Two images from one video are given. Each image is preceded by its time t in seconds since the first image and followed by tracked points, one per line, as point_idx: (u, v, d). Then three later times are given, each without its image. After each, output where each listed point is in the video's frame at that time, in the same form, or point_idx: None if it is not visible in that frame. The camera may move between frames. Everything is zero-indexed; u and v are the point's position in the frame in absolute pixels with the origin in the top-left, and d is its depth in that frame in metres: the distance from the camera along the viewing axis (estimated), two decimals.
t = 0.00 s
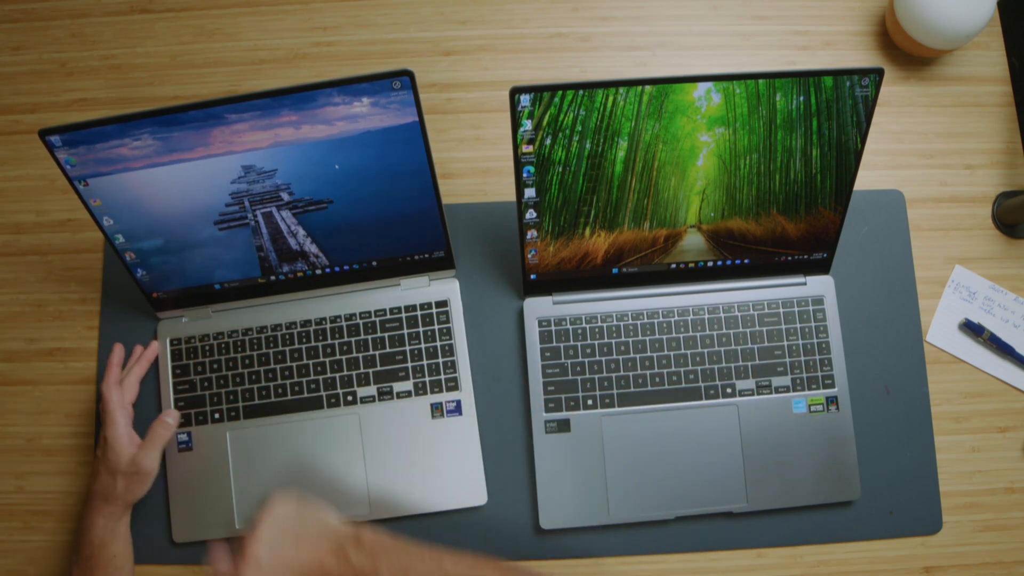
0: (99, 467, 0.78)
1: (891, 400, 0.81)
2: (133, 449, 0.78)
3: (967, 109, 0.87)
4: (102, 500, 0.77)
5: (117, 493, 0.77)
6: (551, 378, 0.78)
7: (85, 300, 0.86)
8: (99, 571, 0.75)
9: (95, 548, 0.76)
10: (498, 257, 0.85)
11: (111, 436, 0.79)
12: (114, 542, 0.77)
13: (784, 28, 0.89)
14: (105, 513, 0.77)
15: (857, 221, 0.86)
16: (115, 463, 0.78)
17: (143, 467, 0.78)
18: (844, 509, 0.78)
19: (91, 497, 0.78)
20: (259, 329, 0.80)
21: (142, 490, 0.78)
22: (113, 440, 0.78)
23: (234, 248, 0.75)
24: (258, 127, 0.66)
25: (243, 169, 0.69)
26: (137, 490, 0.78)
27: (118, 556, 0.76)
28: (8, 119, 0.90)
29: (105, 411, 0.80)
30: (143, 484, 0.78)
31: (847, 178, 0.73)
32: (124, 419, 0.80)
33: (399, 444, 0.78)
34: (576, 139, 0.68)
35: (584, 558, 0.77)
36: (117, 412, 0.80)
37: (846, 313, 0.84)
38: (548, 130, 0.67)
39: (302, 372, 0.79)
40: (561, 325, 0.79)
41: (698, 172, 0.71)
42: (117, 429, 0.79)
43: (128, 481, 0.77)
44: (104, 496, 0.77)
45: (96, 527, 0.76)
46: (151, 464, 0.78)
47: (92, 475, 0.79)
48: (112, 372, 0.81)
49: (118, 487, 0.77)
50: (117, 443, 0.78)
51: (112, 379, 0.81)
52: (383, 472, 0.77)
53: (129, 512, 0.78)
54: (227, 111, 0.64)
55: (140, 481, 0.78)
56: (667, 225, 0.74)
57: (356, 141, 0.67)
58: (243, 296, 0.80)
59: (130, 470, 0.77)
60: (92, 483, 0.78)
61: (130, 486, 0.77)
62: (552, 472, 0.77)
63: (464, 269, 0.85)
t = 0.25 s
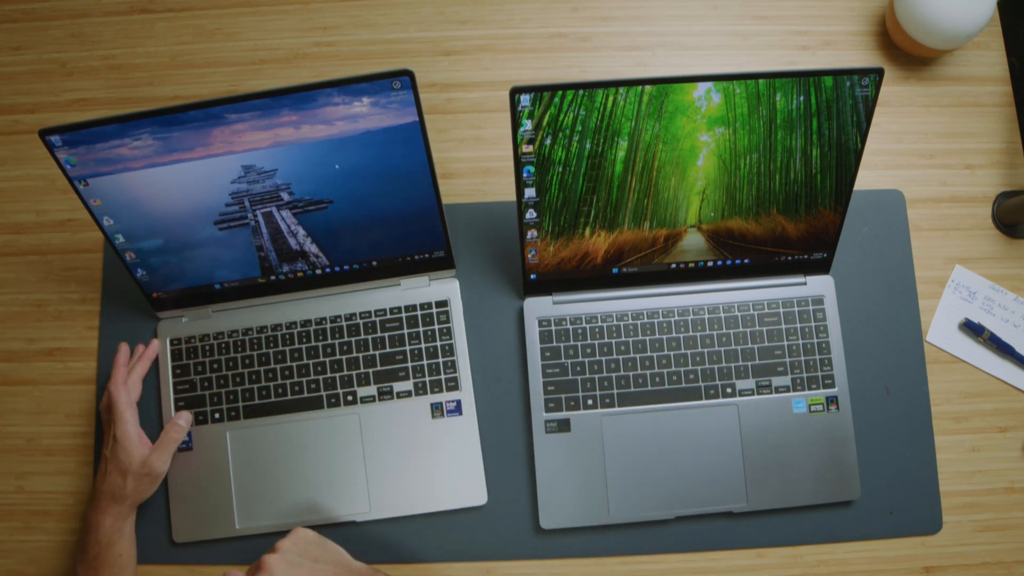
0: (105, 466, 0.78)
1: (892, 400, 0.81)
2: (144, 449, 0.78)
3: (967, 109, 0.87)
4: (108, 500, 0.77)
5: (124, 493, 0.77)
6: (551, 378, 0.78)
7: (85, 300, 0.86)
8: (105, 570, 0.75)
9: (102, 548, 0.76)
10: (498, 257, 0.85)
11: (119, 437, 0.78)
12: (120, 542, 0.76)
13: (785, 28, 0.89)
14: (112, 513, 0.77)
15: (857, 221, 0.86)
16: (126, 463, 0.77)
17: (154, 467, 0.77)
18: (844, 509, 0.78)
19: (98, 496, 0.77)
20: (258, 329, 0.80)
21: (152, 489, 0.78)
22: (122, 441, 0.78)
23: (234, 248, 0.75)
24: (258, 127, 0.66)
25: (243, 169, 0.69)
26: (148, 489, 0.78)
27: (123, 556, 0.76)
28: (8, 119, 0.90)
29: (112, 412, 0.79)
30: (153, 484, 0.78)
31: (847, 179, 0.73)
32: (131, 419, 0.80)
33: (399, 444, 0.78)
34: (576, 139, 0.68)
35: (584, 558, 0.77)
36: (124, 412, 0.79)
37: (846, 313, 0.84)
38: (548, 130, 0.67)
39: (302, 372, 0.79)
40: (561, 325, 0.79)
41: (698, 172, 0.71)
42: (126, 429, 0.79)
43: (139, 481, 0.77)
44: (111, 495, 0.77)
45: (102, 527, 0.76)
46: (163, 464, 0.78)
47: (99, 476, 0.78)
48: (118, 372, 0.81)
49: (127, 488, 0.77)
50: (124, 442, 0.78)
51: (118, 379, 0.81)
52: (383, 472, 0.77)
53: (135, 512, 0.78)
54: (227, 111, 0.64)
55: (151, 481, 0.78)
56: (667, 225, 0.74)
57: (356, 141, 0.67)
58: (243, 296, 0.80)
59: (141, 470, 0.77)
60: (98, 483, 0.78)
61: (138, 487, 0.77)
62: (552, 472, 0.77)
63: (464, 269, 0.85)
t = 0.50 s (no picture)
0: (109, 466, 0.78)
1: (892, 400, 0.81)
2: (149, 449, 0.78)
3: (968, 109, 0.87)
4: (112, 500, 0.77)
5: (129, 493, 0.77)
6: (551, 378, 0.78)
7: (85, 300, 0.86)
8: (108, 570, 0.75)
9: (105, 548, 0.76)
10: (498, 257, 0.85)
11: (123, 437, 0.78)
12: (123, 541, 0.77)
13: (784, 28, 0.89)
14: (116, 513, 0.76)
15: (857, 221, 0.86)
16: (131, 463, 0.77)
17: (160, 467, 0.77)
18: (844, 509, 0.78)
19: (101, 496, 0.77)
20: (258, 330, 0.80)
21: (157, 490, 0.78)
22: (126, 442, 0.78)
23: (234, 248, 0.75)
24: (258, 127, 0.66)
25: (243, 169, 0.69)
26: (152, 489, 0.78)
27: (127, 556, 0.76)
28: (8, 119, 0.90)
29: (116, 413, 0.79)
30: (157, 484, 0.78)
31: (847, 178, 0.73)
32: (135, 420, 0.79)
33: (399, 444, 0.78)
34: (576, 139, 0.68)
35: (584, 558, 0.77)
36: (128, 412, 0.79)
37: (847, 314, 0.84)
38: (548, 130, 0.67)
39: (302, 372, 0.79)
40: (561, 325, 0.79)
41: (698, 172, 0.71)
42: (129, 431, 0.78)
43: (145, 481, 0.77)
44: (115, 496, 0.77)
45: (106, 527, 0.76)
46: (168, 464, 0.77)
47: (102, 476, 0.78)
48: (121, 372, 0.81)
49: (133, 489, 0.77)
50: (127, 443, 0.78)
51: (121, 379, 0.80)
52: (383, 472, 0.77)
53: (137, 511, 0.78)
54: (227, 111, 0.64)
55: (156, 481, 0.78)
56: (667, 225, 0.74)
57: (357, 141, 0.67)
58: (243, 296, 0.80)
59: (146, 471, 0.77)
60: (101, 483, 0.77)
61: (144, 487, 0.77)
62: (552, 472, 0.77)
63: (464, 269, 0.85)
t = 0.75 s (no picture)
0: (113, 465, 0.77)
1: (892, 400, 0.81)
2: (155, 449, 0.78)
3: (968, 109, 0.87)
4: (117, 499, 0.77)
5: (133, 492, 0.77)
6: (551, 378, 0.78)
7: (85, 300, 0.86)
8: (113, 570, 0.75)
9: (110, 548, 0.76)
10: (498, 257, 0.85)
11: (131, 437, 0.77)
12: (127, 541, 0.77)
13: (785, 28, 0.89)
14: (119, 512, 0.77)
15: (857, 221, 0.86)
16: (136, 463, 0.77)
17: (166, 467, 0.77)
18: (844, 509, 0.78)
19: (104, 496, 0.77)
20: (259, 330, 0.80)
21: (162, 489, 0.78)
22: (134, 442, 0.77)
23: (234, 247, 0.75)
24: (258, 127, 0.66)
25: (243, 169, 0.69)
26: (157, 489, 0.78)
27: (131, 556, 0.76)
28: (8, 119, 0.90)
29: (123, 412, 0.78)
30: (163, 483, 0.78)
31: (847, 178, 0.73)
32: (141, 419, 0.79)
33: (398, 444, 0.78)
34: (576, 139, 0.68)
35: (583, 558, 0.77)
36: (134, 411, 0.78)
37: (847, 314, 0.84)
38: (548, 130, 0.67)
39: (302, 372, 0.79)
40: (561, 325, 0.79)
41: (698, 172, 0.71)
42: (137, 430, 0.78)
43: (150, 481, 0.77)
44: (119, 495, 0.77)
45: (110, 527, 0.76)
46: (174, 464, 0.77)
47: (106, 475, 0.77)
48: (129, 371, 0.80)
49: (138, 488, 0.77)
50: (134, 443, 0.77)
51: (129, 378, 0.80)
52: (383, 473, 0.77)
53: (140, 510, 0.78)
54: (227, 111, 0.64)
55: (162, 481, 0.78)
56: (667, 225, 0.74)
57: (357, 141, 0.67)
58: (243, 296, 0.80)
59: (152, 471, 0.77)
60: (105, 483, 0.77)
61: (149, 486, 0.77)
62: (552, 472, 0.77)
63: (464, 269, 0.85)
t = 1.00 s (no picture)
0: (114, 465, 0.77)
1: (891, 400, 0.81)
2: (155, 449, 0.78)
3: (968, 109, 0.87)
4: (116, 499, 0.77)
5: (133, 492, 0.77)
6: (551, 378, 0.78)
7: (85, 300, 0.86)
8: (111, 570, 0.75)
9: (109, 548, 0.76)
10: (498, 257, 0.85)
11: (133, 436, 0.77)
12: (126, 541, 0.77)
13: (784, 28, 0.89)
14: (119, 512, 0.76)
15: (857, 221, 0.86)
16: (136, 463, 0.77)
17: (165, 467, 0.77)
18: (844, 509, 0.78)
19: (104, 496, 0.77)
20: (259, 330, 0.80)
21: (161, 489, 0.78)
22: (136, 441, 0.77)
23: (234, 247, 0.75)
24: (258, 128, 0.66)
25: (243, 169, 0.69)
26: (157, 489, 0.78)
27: (130, 556, 0.76)
28: (8, 119, 0.90)
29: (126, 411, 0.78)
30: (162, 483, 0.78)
31: (847, 178, 0.73)
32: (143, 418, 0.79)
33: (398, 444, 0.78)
34: (576, 139, 0.68)
35: (583, 558, 0.77)
36: (136, 411, 0.78)
37: (847, 314, 0.84)
38: (548, 130, 0.67)
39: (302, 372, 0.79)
40: (561, 325, 0.79)
41: (698, 172, 0.71)
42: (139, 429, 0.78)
43: (149, 480, 0.77)
44: (118, 495, 0.77)
45: (109, 526, 0.76)
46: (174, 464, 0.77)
47: (106, 475, 0.77)
48: (132, 371, 0.80)
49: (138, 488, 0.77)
50: (135, 443, 0.77)
51: (133, 378, 0.80)
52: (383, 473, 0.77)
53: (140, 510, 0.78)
54: (227, 111, 0.64)
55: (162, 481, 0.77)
56: (667, 225, 0.74)
57: (357, 141, 0.67)
58: (243, 296, 0.80)
59: (152, 471, 0.77)
60: (104, 482, 0.77)
61: (148, 486, 0.77)
62: (552, 473, 0.77)
63: (464, 269, 0.85)
